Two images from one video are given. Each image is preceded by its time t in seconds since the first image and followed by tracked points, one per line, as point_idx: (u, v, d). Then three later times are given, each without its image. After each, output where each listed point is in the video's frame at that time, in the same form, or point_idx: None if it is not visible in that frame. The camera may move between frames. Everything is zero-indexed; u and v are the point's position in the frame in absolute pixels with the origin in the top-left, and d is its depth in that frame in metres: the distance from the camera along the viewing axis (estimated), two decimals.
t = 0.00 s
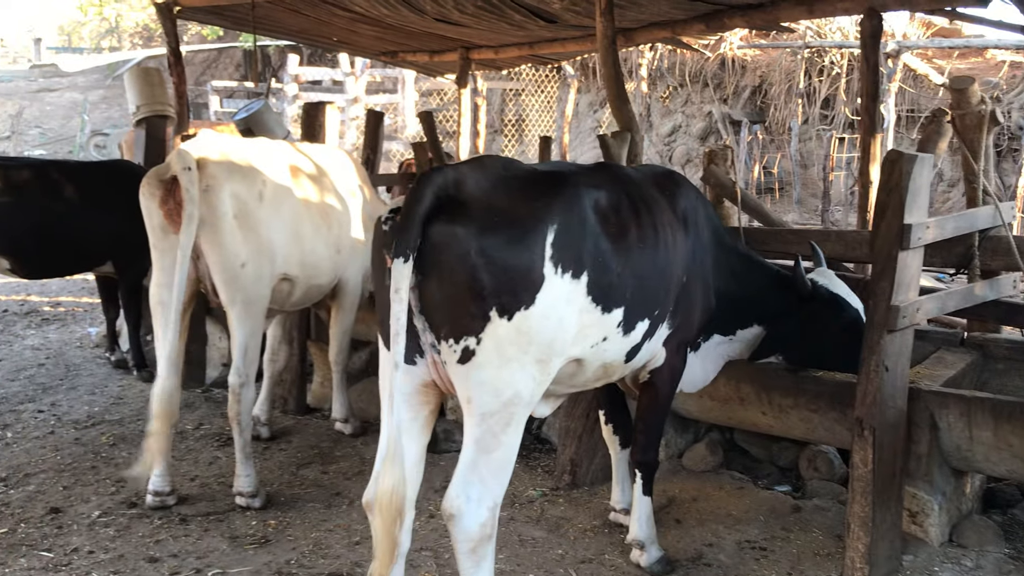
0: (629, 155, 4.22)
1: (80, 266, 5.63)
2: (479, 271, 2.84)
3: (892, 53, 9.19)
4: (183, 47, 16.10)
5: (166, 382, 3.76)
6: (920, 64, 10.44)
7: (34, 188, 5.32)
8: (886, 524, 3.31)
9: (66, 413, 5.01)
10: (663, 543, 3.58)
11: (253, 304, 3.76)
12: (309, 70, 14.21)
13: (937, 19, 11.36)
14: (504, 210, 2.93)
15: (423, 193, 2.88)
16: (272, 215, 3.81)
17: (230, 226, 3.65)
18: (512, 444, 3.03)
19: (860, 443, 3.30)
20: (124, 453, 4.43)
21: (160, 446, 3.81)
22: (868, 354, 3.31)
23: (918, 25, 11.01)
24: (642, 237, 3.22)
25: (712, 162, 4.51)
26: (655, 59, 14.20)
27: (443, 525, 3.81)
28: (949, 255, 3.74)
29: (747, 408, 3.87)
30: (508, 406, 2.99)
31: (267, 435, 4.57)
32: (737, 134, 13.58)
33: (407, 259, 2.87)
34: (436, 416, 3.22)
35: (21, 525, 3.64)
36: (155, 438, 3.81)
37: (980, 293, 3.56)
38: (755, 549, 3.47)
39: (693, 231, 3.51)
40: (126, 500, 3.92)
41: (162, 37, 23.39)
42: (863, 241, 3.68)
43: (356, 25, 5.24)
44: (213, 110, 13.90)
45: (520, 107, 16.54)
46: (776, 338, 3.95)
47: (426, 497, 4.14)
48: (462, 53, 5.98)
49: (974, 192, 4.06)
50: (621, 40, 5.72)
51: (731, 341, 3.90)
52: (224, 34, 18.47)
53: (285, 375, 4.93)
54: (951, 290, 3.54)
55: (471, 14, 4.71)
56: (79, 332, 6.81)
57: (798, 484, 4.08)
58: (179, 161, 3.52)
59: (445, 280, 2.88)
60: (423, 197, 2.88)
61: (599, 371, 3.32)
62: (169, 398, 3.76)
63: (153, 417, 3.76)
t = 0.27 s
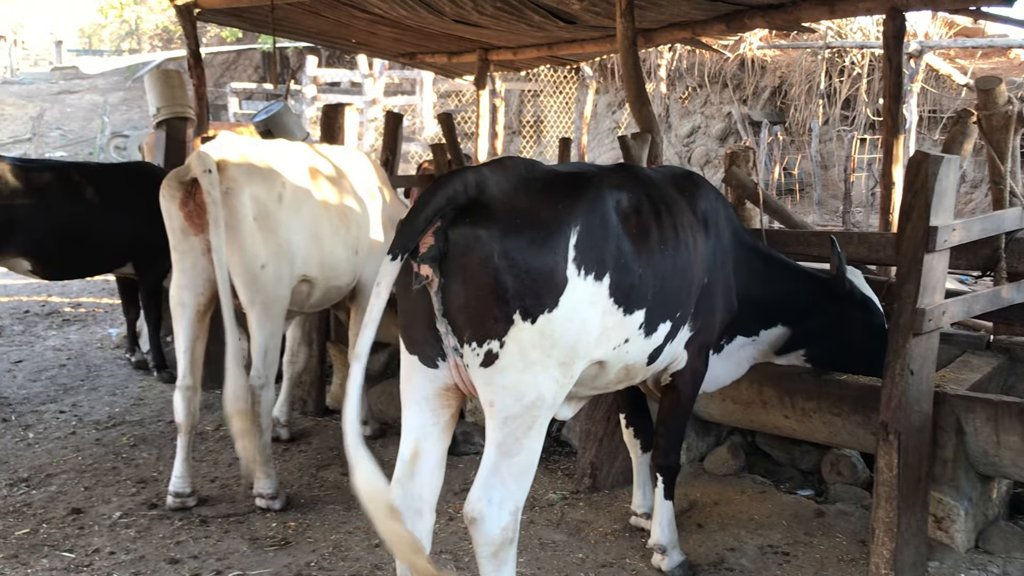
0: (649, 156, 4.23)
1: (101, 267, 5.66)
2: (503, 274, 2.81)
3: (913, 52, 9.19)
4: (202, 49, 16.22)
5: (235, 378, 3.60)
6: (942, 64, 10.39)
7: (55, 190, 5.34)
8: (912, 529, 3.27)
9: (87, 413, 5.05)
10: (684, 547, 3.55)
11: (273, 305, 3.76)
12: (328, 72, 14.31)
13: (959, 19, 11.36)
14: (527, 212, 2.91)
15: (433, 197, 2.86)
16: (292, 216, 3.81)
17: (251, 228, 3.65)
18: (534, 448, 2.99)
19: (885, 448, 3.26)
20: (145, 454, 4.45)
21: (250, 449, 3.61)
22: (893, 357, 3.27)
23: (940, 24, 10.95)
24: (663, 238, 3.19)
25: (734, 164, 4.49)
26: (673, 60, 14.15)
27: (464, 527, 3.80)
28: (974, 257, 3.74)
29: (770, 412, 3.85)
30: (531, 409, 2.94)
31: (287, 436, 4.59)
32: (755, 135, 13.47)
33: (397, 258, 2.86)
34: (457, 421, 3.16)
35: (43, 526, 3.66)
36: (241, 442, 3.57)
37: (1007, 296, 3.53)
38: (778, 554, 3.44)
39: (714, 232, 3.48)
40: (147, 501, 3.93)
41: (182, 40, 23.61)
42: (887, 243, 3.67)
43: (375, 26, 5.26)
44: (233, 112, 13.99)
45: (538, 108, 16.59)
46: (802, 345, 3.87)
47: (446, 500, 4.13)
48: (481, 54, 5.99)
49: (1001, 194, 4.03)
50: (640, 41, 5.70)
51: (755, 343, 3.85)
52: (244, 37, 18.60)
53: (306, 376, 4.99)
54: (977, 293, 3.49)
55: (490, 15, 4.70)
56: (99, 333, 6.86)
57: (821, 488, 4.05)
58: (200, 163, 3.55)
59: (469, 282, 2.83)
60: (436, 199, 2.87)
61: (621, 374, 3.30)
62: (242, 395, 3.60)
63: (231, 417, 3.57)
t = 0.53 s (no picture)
0: (664, 155, 4.22)
1: (118, 267, 5.71)
2: (513, 275, 2.77)
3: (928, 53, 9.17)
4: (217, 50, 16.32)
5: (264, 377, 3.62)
6: (958, 64, 10.35)
7: (71, 190, 5.37)
8: (929, 531, 3.25)
9: (103, 413, 5.07)
10: (700, 549, 3.54)
11: (288, 305, 3.77)
12: (342, 73, 14.38)
13: (975, 19, 11.33)
14: (538, 212, 2.87)
15: (443, 195, 2.91)
16: (306, 216, 3.81)
17: (265, 228, 3.66)
18: (548, 448, 2.94)
19: (902, 449, 3.24)
20: (161, 453, 4.48)
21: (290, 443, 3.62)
22: (911, 358, 3.24)
23: (955, 24, 10.91)
24: (677, 238, 3.17)
25: (749, 163, 4.56)
26: (686, 60, 14.14)
27: (478, 528, 3.80)
28: (992, 257, 3.77)
29: (785, 413, 3.84)
30: (543, 410, 2.88)
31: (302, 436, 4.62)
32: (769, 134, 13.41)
33: (402, 258, 3.03)
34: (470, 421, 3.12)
35: (61, 524, 3.68)
36: (281, 442, 3.61)
37: None
38: (795, 556, 3.42)
39: (730, 233, 3.46)
40: (163, 500, 3.95)
41: (197, 42, 23.74)
42: (904, 244, 3.60)
43: (390, 28, 5.28)
44: (247, 113, 14.08)
45: (551, 108, 16.61)
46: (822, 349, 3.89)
47: (461, 500, 4.13)
48: (495, 56, 6.01)
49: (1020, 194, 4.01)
50: (655, 42, 5.69)
51: (770, 347, 3.85)
52: (258, 38, 18.68)
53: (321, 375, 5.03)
54: (995, 294, 3.47)
55: (504, 16, 4.71)
56: (115, 332, 6.90)
57: (837, 489, 4.03)
58: (215, 164, 3.53)
59: (479, 282, 2.80)
60: (444, 197, 2.91)
61: (635, 374, 3.29)
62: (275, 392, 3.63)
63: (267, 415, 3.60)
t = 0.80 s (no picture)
0: (673, 153, 4.28)
1: (126, 265, 5.74)
2: (517, 268, 2.77)
3: (938, 50, 9.16)
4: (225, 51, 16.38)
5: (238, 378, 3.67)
6: (969, 63, 10.33)
7: (79, 188, 5.39)
8: (940, 528, 3.22)
9: (110, 410, 5.09)
10: (708, 546, 3.53)
11: (295, 301, 3.79)
12: (350, 74, 14.42)
13: (985, 18, 11.31)
14: (543, 206, 2.86)
15: (448, 189, 2.91)
16: (313, 213, 3.82)
17: (271, 224, 3.68)
18: (554, 444, 2.90)
19: (912, 446, 3.22)
20: (168, 450, 4.48)
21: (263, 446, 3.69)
22: (920, 354, 3.22)
23: (965, 23, 10.88)
24: (684, 233, 3.16)
25: (757, 161, 4.54)
26: (694, 60, 14.13)
27: (485, 524, 3.79)
28: (1003, 253, 3.76)
29: (794, 410, 3.83)
30: (548, 405, 2.86)
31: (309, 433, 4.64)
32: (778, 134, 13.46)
33: (418, 257, 3.04)
34: (476, 417, 3.10)
35: (68, 520, 3.69)
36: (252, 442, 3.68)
37: None
38: (803, 553, 3.40)
39: (738, 228, 3.46)
40: (170, 496, 3.95)
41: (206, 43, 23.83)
42: (914, 240, 3.56)
43: (397, 26, 5.29)
44: (256, 112, 14.15)
45: (559, 108, 16.64)
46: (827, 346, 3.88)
47: (468, 497, 4.13)
48: (503, 54, 6.00)
49: None
50: (664, 39, 5.69)
51: (777, 342, 3.84)
52: (267, 38, 18.74)
53: (328, 373, 5.04)
54: (1006, 291, 3.45)
55: (512, 14, 4.72)
56: (124, 330, 6.93)
57: (846, 487, 4.02)
58: (221, 160, 3.56)
59: (483, 276, 2.80)
60: (448, 191, 2.91)
61: (643, 371, 3.27)
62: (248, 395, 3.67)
63: (238, 416, 3.66)
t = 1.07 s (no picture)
0: (673, 152, 4.31)
1: (126, 264, 5.74)
2: (518, 267, 2.75)
3: (941, 49, 9.15)
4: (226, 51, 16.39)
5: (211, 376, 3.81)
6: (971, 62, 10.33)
7: (79, 187, 5.39)
8: (940, 527, 3.21)
9: (111, 410, 5.09)
10: (708, 545, 3.52)
11: (294, 300, 3.79)
12: (351, 73, 14.44)
13: (987, 17, 11.29)
14: (543, 205, 2.85)
15: (449, 188, 2.88)
16: (312, 212, 3.82)
17: (270, 223, 3.68)
18: (554, 443, 2.89)
19: (912, 445, 3.21)
20: (168, 450, 4.48)
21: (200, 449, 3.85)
22: (921, 353, 3.21)
23: (967, 22, 10.87)
24: (685, 232, 3.15)
25: (757, 160, 4.54)
26: (695, 59, 14.12)
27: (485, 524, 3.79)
28: (1004, 253, 3.75)
29: (794, 409, 3.82)
30: (548, 404, 2.85)
31: (309, 433, 4.65)
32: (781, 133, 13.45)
33: (421, 256, 2.97)
34: (475, 417, 3.09)
35: (68, 520, 3.69)
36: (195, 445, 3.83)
37: None
38: (804, 553, 3.39)
39: (738, 227, 3.45)
40: (170, 496, 3.95)
41: (207, 44, 23.84)
42: (915, 240, 3.52)
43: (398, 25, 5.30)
44: (257, 112, 14.16)
45: (560, 107, 16.64)
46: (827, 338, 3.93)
47: (468, 496, 4.12)
48: (503, 54, 6.01)
49: None
50: (665, 38, 5.69)
51: (776, 336, 3.85)
52: (268, 38, 18.75)
53: (328, 372, 5.05)
54: (1007, 291, 3.44)
55: (513, 13, 4.72)
56: (124, 330, 6.93)
57: (847, 487, 4.01)
58: (219, 159, 3.55)
59: (483, 274, 2.79)
60: (449, 189, 2.89)
61: (644, 371, 3.26)
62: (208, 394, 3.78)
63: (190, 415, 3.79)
